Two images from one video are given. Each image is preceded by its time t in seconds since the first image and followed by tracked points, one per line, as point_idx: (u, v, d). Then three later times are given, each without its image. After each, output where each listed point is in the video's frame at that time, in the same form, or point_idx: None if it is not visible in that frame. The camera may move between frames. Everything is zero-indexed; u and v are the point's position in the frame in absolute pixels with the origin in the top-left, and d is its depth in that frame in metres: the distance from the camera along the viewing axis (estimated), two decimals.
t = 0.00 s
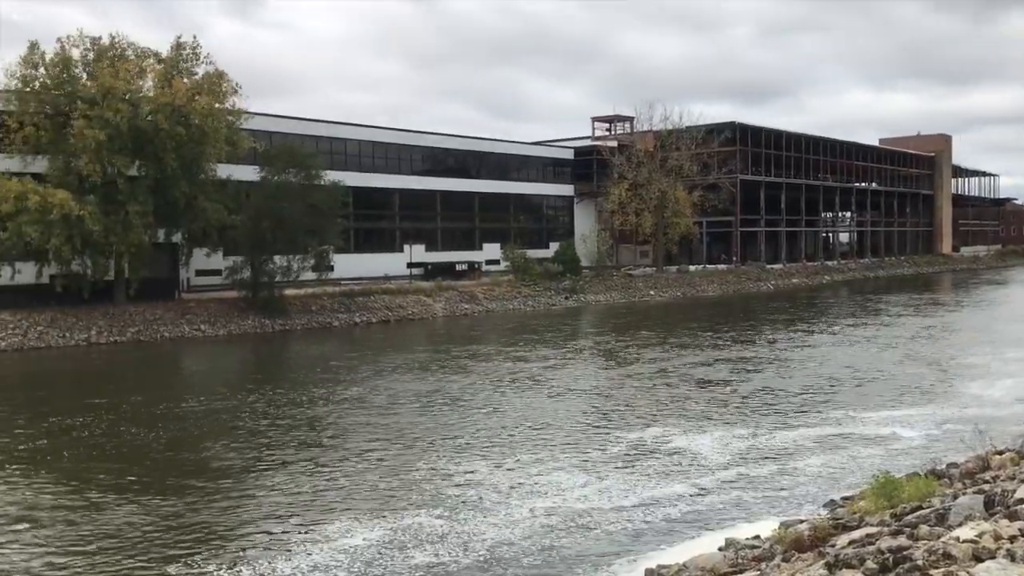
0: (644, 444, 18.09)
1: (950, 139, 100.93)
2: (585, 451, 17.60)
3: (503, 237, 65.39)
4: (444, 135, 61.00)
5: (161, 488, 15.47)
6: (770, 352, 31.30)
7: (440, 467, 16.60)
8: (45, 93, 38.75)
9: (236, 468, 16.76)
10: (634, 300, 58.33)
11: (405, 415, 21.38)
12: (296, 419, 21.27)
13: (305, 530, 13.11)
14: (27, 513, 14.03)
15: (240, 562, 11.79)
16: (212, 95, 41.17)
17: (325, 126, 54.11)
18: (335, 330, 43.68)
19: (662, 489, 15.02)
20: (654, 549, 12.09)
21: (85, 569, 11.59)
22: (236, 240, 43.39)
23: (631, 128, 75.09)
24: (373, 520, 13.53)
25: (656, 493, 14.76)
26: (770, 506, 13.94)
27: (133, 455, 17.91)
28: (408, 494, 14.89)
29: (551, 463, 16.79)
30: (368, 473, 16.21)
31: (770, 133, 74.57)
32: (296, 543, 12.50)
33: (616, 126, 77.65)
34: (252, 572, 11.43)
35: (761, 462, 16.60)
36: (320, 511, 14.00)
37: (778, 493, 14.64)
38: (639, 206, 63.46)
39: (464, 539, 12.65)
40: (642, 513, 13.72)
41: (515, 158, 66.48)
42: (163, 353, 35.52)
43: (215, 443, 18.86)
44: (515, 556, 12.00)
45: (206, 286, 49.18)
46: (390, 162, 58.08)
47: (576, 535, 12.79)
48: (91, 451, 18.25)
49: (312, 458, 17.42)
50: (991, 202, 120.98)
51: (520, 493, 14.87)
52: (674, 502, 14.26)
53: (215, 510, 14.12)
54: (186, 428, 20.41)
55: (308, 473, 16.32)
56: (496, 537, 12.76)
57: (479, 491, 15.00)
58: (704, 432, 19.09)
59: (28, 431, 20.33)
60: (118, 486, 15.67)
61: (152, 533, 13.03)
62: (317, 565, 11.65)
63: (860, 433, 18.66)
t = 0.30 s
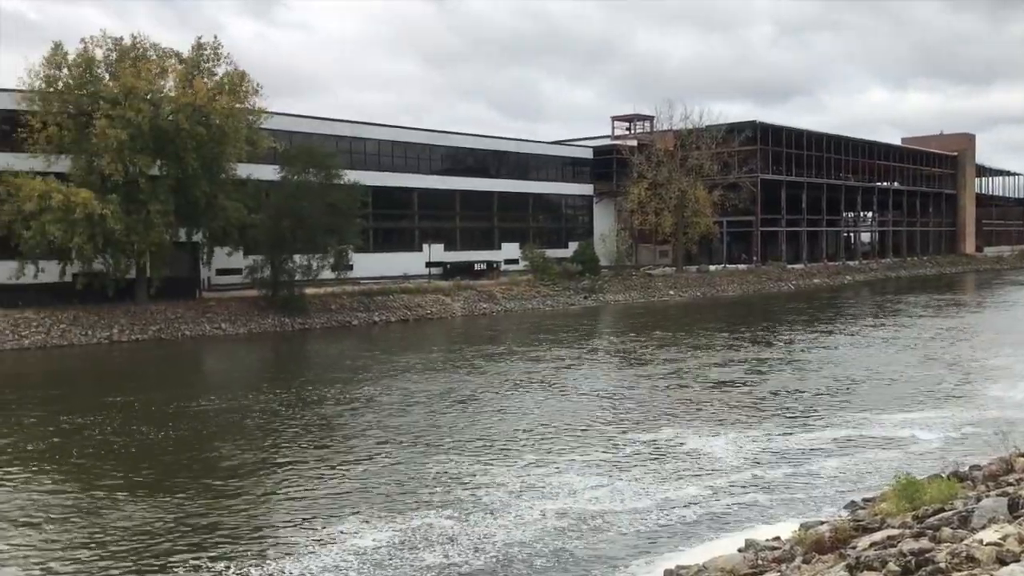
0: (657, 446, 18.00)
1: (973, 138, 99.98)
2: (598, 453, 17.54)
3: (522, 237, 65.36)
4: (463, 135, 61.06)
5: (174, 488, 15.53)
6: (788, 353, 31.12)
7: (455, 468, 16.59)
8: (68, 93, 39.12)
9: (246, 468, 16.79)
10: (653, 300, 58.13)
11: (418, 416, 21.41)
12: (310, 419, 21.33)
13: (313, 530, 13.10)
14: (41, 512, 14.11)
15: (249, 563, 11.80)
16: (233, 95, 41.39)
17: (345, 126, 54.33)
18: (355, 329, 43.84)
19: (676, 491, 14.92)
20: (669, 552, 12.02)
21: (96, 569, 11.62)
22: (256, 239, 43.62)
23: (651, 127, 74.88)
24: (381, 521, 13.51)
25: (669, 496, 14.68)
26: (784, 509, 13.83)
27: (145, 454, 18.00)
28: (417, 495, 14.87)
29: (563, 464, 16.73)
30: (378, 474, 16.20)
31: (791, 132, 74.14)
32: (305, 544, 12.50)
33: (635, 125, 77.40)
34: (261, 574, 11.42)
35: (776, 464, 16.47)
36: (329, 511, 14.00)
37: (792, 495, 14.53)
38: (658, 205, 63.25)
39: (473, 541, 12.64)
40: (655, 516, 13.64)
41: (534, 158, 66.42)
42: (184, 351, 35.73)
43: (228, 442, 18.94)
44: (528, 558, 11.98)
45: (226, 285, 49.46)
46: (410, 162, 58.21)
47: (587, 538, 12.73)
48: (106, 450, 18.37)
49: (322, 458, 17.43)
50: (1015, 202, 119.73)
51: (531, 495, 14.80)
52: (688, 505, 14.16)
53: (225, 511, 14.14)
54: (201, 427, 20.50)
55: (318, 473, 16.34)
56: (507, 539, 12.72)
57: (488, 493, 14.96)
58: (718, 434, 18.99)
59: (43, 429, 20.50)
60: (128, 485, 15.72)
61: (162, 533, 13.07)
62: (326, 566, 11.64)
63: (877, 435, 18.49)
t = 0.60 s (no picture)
0: (669, 448, 17.95)
1: (995, 138, 99.13)
2: (610, 455, 17.50)
3: (540, 236, 65.31)
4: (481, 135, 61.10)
5: (187, 487, 15.62)
6: (805, 354, 30.97)
7: (468, 469, 16.58)
8: (90, 94, 39.45)
9: (259, 468, 16.87)
10: (671, 300, 57.96)
11: (432, 416, 21.46)
12: (325, 418, 21.42)
13: (322, 531, 13.14)
14: (55, 511, 14.22)
15: (257, 563, 11.85)
16: (252, 95, 41.56)
17: (364, 126, 54.53)
18: (372, 328, 44.00)
19: (688, 494, 14.86)
20: (680, 555, 11.97)
21: (106, 569, 11.69)
22: (275, 239, 43.79)
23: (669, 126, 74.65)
24: (389, 522, 13.53)
25: (681, 498, 14.63)
26: (798, 512, 13.75)
27: (161, 454, 18.13)
28: (427, 496, 14.89)
29: (574, 466, 16.71)
30: (390, 475, 16.24)
31: (811, 131, 73.71)
32: (312, 544, 12.53)
33: (654, 125, 77.16)
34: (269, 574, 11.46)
35: (790, 467, 16.38)
36: (339, 512, 14.04)
37: (805, 498, 14.45)
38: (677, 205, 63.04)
39: (482, 543, 12.65)
40: (666, 519, 13.60)
41: (552, 157, 66.33)
42: (204, 350, 35.96)
43: (242, 442, 19.04)
44: (538, 560, 11.95)
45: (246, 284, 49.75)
46: (428, 161, 58.32)
47: (598, 540, 12.70)
48: (121, 449, 18.53)
49: (332, 459, 17.47)
50: None
51: (541, 496, 14.80)
52: (699, 508, 14.10)
53: (236, 511, 14.20)
54: (216, 427, 20.64)
55: (330, 473, 16.40)
56: (516, 541, 12.71)
57: (497, 494, 14.96)
58: (732, 436, 18.91)
59: (61, 428, 20.70)
60: (141, 485, 15.83)
61: (173, 532, 13.14)
62: (334, 567, 11.66)
63: (893, 438, 18.35)
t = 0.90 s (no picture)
0: (683, 450, 17.92)
1: (1019, 137, 98.17)
2: (623, 456, 17.49)
3: (559, 236, 65.25)
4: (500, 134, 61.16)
5: (201, 486, 15.72)
6: (823, 355, 30.83)
7: (484, 469, 16.64)
8: (113, 93, 39.79)
9: (274, 466, 16.98)
10: (690, 300, 57.81)
11: (448, 416, 21.53)
12: (342, 417, 21.54)
13: (332, 530, 13.19)
14: (71, 508, 14.37)
15: (268, 563, 11.91)
16: (273, 94, 41.80)
17: (383, 125, 54.75)
18: (391, 327, 44.22)
19: (699, 496, 14.83)
20: (692, 557, 11.95)
21: (119, 567, 11.79)
22: (296, 238, 44.05)
23: (689, 125, 74.43)
24: (399, 522, 13.57)
25: (693, 501, 14.60)
26: (811, 515, 13.69)
27: (178, 451, 18.27)
28: (438, 497, 14.94)
29: (586, 467, 16.71)
30: (403, 474, 16.31)
31: (832, 131, 73.29)
32: (322, 544, 12.60)
33: (674, 124, 76.90)
34: (278, 574, 11.51)
35: (804, 469, 16.31)
36: (352, 511, 14.11)
37: (819, 501, 14.39)
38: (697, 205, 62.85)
39: (492, 543, 12.68)
40: (678, 521, 13.58)
41: (571, 157, 66.29)
42: (225, 347, 36.24)
43: (259, 440, 19.19)
44: (551, 561, 11.99)
45: (267, 283, 50.06)
46: (447, 161, 58.46)
47: (609, 542, 12.70)
48: (140, 447, 18.69)
49: (349, 458, 17.58)
50: None
51: (552, 497, 14.81)
52: (710, 510, 14.07)
53: (248, 510, 14.28)
54: (234, 425, 20.79)
55: (343, 473, 16.47)
56: (526, 542, 12.72)
57: (508, 495, 14.99)
58: (746, 437, 18.84)
59: (81, 425, 20.91)
60: (156, 482, 15.96)
61: (185, 531, 13.23)
62: (344, 567, 11.71)
63: (910, 441, 18.23)
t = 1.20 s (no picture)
0: (702, 450, 17.87)
1: None
2: (639, 455, 17.46)
3: (581, 233, 65.15)
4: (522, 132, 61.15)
5: (223, 481, 15.85)
6: (844, 355, 30.64)
7: (501, 468, 16.65)
8: (139, 91, 40.15)
9: (294, 462, 17.09)
10: (713, 299, 57.60)
11: (467, 413, 21.59)
12: (362, 414, 21.66)
13: (345, 528, 13.25)
14: (93, 503, 14.53)
15: (280, 560, 11.98)
16: (297, 91, 41.99)
17: (406, 123, 54.88)
18: (413, 324, 44.40)
19: (716, 496, 14.79)
20: (709, 558, 11.94)
21: (134, 562, 11.92)
22: (319, 235, 44.27)
23: (713, 123, 74.08)
24: (411, 520, 13.61)
25: (710, 501, 14.54)
26: (830, 516, 13.63)
27: (199, 447, 18.44)
28: (452, 495, 14.96)
29: (602, 466, 16.70)
30: (420, 472, 16.39)
31: (857, 128, 72.71)
32: (334, 541, 12.66)
33: (697, 121, 76.56)
34: (290, 571, 11.57)
35: (821, 470, 16.22)
36: (367, 509, 14.17)
37: (838, 501, 14.33)
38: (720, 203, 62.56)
39: (504, 542, 12.70)
40: (693, 521, 13.55)
41: (593, 154, 66.16)
42: (249, 344, 36.50)
43: (280, 436, 19.31)
44: (566, 561, 12.00)
45: (290, 279, 50.37)
46: (469, 158, 58.55)
47: (624, 542, 12.69)
48: (163, 442, 18.88)
49: (367, 455, 17.66)
50: None
51: (564, 497, 14.81)
52: (726, 511, 14.02)
53: (266, 505, 14.39)
54: (254, 421, 20.93)
55: (361, 470, 16.55)
56: (539, 542, 12.73)
57: (522, 494, 15.00)
58: (764, 438, 18.76)
59: (98, 420, 21.07)
60: (178, 477, 16.11)
61: (203, 526, 13.36)
62: (355, 565, 11.76)
63: (931, 442, 18.08)
